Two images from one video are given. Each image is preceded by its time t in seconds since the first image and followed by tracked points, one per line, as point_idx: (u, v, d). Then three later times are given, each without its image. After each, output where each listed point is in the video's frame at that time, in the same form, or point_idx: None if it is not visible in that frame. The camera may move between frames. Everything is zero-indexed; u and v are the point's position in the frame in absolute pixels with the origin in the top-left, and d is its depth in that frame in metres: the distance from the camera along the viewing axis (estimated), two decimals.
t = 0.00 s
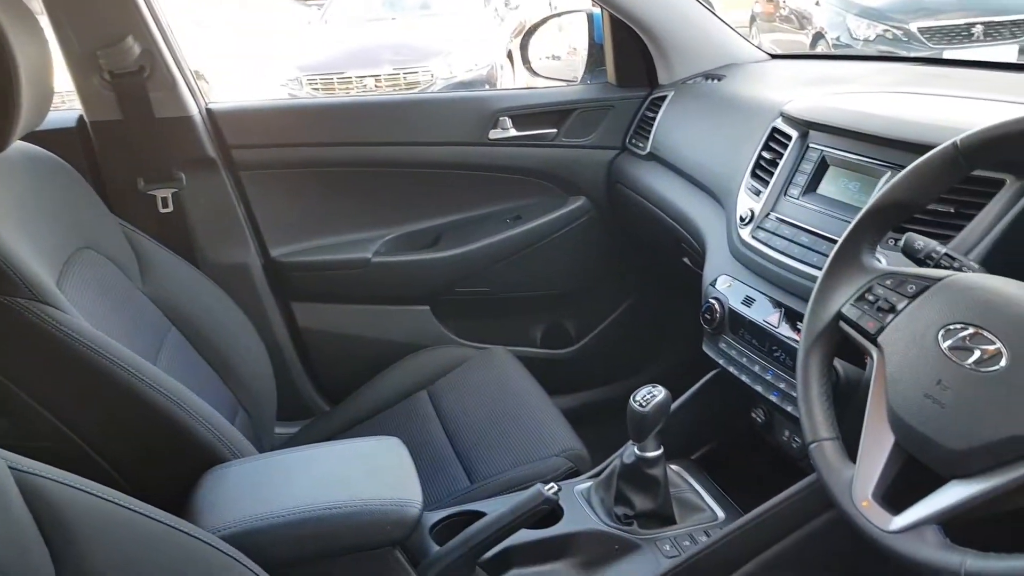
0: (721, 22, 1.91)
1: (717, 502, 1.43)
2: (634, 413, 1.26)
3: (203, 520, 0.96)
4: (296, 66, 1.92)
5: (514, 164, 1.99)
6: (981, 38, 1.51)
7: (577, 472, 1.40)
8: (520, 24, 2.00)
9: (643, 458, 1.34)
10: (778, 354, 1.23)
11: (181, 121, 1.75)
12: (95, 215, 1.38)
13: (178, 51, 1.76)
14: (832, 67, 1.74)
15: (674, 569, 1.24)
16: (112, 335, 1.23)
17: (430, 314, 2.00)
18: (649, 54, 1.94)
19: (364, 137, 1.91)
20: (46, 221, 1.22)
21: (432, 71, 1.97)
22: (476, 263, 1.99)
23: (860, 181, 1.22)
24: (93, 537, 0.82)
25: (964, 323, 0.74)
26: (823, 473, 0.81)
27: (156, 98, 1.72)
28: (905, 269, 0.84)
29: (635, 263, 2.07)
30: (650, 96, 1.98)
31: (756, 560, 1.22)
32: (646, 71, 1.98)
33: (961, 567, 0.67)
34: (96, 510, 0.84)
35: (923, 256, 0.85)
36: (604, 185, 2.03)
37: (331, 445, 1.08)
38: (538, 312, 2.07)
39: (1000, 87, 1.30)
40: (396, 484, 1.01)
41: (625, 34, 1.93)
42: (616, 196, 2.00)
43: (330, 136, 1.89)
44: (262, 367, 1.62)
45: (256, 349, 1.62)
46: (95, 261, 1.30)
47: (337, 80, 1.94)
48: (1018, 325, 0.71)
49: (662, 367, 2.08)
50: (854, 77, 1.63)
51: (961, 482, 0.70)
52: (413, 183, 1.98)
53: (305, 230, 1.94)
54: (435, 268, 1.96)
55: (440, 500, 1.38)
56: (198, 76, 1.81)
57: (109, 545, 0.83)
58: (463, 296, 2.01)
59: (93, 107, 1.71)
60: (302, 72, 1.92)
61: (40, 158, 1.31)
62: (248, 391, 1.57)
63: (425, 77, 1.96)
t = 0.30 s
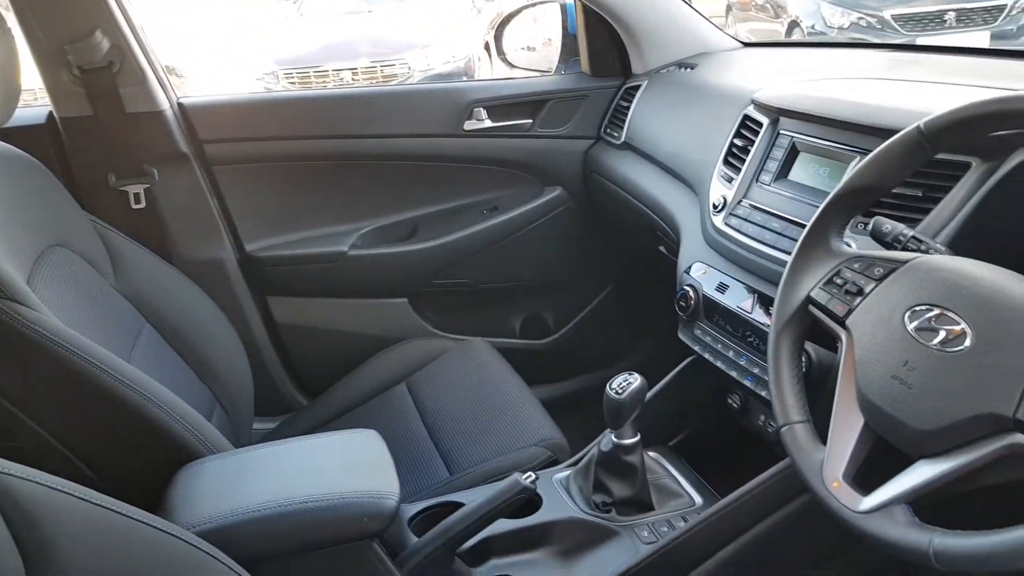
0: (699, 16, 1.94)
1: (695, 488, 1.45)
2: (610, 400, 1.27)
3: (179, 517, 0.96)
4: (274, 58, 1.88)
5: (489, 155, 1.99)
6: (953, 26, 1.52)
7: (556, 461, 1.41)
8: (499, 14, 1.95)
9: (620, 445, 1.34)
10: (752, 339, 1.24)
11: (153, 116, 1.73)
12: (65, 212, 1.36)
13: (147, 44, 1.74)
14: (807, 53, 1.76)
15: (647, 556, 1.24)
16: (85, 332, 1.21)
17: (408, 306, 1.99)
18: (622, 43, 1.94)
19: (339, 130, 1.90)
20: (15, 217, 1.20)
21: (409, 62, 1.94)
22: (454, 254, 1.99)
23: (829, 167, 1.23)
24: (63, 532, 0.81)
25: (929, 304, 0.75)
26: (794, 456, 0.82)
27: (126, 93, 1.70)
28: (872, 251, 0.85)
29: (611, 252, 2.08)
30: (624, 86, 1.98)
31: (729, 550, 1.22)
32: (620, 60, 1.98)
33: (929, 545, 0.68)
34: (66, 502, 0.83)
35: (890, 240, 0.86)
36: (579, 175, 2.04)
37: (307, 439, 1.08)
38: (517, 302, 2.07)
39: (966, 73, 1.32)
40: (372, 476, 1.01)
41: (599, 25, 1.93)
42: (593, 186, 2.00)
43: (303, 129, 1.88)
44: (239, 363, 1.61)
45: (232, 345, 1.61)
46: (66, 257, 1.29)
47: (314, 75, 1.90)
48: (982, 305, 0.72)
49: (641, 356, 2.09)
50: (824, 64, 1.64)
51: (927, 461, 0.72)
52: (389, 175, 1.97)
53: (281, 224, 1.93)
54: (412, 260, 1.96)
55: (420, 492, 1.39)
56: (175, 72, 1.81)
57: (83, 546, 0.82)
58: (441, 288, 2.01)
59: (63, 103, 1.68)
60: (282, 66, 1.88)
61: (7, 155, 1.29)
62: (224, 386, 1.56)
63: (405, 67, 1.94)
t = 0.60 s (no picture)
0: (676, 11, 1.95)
1: (670, 478, 1.46)
2: (585, 392, 1.28)
3: (150, 516, 0.95)
4: (250, 53, 1.86)
5: (464, 149, 1.99)
6: (925, 19, 1.55)
7: (533, 454, 1.42)
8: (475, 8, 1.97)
9: (595, 437, 1.35)
10: (724, 330, 1.26)
11: (122, 111, 1.70)
12: (32, 209, 1.35)
13: (115, 39, 1.70)
14: (784, 46, 1.77)
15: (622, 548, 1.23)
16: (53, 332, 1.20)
17: (384, 301, 1.99)
18: (597, 37, 1.95)
19: (312, 125, 1.88)
20: None
21: (386, 56, 1.93)
22: (430, 249, 1.98)
23: (799, 158, 1.24)
24: (29, 535, 0.81)
25: (893, 293, 0.76)
26: (765, 445, 0.82)
27: (94, 89, 1.68)
28: (839, 242, 0.85)
29: (586, 246, 2.08)
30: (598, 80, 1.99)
31: (704, 540, 1.22)
32: (594, 54, 1.98)
33: (896, 531, 0.69)
34: (30, 505, 0.82)
35: (858, 231, 0.88)
36: (554, 168, 2.04)
37: (281, 435, 1.07)
38: (493, 297, 2.07)
39: (933, 65, 1.33)
40: (347, 472, 1.00)
41: (573, 20, 1.94)
42: (568, 179, 2.01)
43: (276, 124, 1.86)
44: (213, 361, 1.60)
45: (206, 342, 1.60)
46: (33, 256, 1.27)
47: (289, 69, 1.89)
48: (945, 293, 0.73)
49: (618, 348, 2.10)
50: (795, 57, 1.65)
51: (893, 449, 0.73)
52: (364, 170, 1.96)
53: (255, 219, 1.91)
54: (387, 255, 1.95)
55: (396, 487, 1.39)
56: (148, 67, 1.79)
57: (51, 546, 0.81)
58: (418, 283, 2.00)
59: (31, 98, 1.66)
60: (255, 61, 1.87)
61: None
62: (199, 384, 1.55)
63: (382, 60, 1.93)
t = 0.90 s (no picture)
0: (651, 6, 1.97)
1: (646, 471, 1.47)
2: (560, 386, 1.29)
3: (120, 517, 0.94)
4: (224, 51, 1.83)
5: (439, 145, 1.98)
6: (898, 12, 1.55)
7: (509, 448, 1.42)
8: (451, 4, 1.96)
9: (571, 431, 1.36)
10: (698, 323, 1.27)
11: (89, 108, 1.68)
12: None
13: (80, 35, 1.68)
14: (756, 41, 1.79)
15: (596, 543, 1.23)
16: (21, 333, 1.18)
17: (360, 299, 1.98)
18: (569, 31, 1.95)
19: (286, 122, 1.87)
20: None
21: (362, 52, 1.90)
22: (405, 246, 1.97)
23: (770, 151, 1.25)
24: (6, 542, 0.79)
25: (860, 283, 0.77)
26: (735, 436, 0.83)
27: (59, 86, 1.65)
28: (807, 232, 0.86)
29: (562, 240, 2.09)
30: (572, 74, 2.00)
31: (681, 530, 1.22)
32: (568, 48, 1.99)
33: (864, 519, 0.70)
34: None
35: (827, 221, 0.88)
36: (529, 163, 2.04)
37: (253, 434, 1.06)
38: (469, 292, 2.06)
39: (902, 57, 1.34)
40: (320, 470, 1.00)
41: (546, 14, 1.94)
42: (543, 173, 2.01)
43: (248, 121, 1.84)
44: (186, 361, 1.58)
45: (178, 342, 1.58)
46: None
47: (264, 66, 1.85)
48: (911, 282, 0.74)
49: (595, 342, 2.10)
50: (766, 50, 1.66)
51: (862, 437, 0.74)
52: (338, 166, 1.95)
53: (227, 217, 1.90)
54: (362, 252, 1.94)
55: (372, 485, 1.38)
56: (118, 64, 1.77)
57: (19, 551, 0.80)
58: (394, 280, 1.99)
59: None
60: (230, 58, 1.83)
61: None
62: (171, 384, 1.53)
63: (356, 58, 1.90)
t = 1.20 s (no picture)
0: (627, 6, 1.98)
1: (622, 467, 1.47)
2: (535, 383, 1.29)
3: (89, 521, 0.92)
4: (200, 48, 1.79)
5: (415, 142, 1.97)
6: (872, 9, 1.56)
7: (486, 447, 1.42)
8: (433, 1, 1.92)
9: (547, 428, 1.36)
10: (672, 319, 1.27)
11: (57, 107, 1.65)
12: None
13: (48, 33, 1.65)
14: (730, 38, 1.79)
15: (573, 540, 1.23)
16: None
17: (337, 298, 1.96)
18: (544, 28, 1.96)
19: (260, 120, 1.85)
20: None
21: (339, 50, 1.88)
22: (382, 244, 1.96)
23: (743, 148, 1.25)
24: None
25: (829, 278, 0.77)
26: (708, 431, 0.83)
27: (26, 85, 1.61)
28: (777, 228, 0.86)
29: (538, 237, 2.09)
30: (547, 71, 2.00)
31: (658, 526, 1.22)
32: (542, 45, 1.99)
33: (834, 513, 0.70)
34: None
35: (797, 217, 0.90)
36: (506, 160, 2.04)
37: (226, 436, 1.05)
38: (446, 290, 2.05)
39: (873, 54, 1.35)
40: (294, 471, 0.99)
41: (520, 12, 1.94)
42: (520, 170, 2.01)
43: (221, 119, 1.82)
44: (158, 362, 1.56)
45: (151, 343, 1.56)
46: None
47: (240, 63, 1.82)
48: (879, 277, 0.74)
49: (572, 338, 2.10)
50: (738, 47, 1.67)
51: (832, 432, 0.74)
52: (313, 164, 1.93)
53: (201, 217, 1.87)
54: (338, 251, 1.93)
55: (348, 485, 1.37)
56: (90, 63, 1.74)
57: None
58: (370, 279, 1.98)
59: None
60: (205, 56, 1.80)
61: None
62: (145, 386, 1.51)
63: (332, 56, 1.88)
